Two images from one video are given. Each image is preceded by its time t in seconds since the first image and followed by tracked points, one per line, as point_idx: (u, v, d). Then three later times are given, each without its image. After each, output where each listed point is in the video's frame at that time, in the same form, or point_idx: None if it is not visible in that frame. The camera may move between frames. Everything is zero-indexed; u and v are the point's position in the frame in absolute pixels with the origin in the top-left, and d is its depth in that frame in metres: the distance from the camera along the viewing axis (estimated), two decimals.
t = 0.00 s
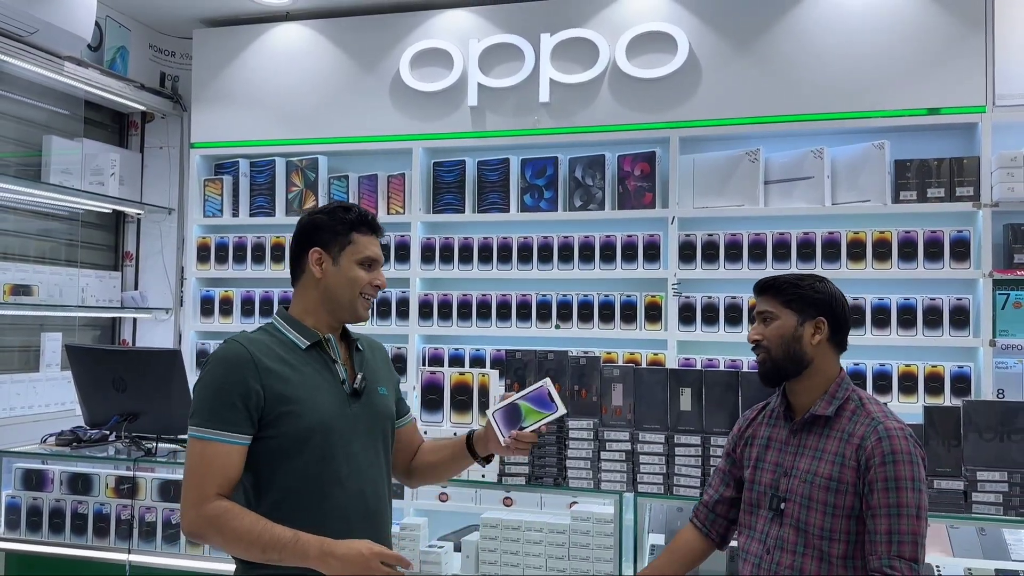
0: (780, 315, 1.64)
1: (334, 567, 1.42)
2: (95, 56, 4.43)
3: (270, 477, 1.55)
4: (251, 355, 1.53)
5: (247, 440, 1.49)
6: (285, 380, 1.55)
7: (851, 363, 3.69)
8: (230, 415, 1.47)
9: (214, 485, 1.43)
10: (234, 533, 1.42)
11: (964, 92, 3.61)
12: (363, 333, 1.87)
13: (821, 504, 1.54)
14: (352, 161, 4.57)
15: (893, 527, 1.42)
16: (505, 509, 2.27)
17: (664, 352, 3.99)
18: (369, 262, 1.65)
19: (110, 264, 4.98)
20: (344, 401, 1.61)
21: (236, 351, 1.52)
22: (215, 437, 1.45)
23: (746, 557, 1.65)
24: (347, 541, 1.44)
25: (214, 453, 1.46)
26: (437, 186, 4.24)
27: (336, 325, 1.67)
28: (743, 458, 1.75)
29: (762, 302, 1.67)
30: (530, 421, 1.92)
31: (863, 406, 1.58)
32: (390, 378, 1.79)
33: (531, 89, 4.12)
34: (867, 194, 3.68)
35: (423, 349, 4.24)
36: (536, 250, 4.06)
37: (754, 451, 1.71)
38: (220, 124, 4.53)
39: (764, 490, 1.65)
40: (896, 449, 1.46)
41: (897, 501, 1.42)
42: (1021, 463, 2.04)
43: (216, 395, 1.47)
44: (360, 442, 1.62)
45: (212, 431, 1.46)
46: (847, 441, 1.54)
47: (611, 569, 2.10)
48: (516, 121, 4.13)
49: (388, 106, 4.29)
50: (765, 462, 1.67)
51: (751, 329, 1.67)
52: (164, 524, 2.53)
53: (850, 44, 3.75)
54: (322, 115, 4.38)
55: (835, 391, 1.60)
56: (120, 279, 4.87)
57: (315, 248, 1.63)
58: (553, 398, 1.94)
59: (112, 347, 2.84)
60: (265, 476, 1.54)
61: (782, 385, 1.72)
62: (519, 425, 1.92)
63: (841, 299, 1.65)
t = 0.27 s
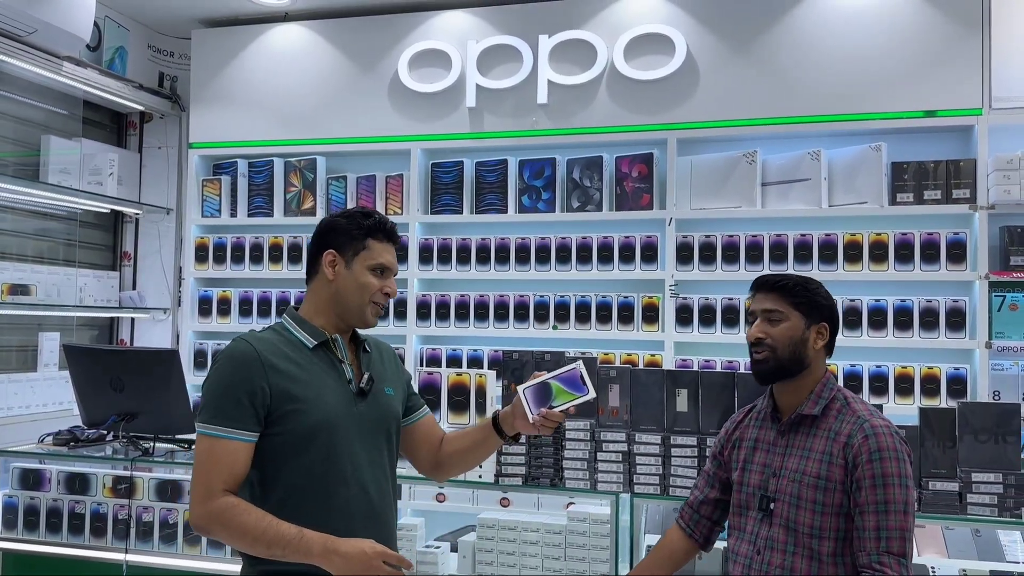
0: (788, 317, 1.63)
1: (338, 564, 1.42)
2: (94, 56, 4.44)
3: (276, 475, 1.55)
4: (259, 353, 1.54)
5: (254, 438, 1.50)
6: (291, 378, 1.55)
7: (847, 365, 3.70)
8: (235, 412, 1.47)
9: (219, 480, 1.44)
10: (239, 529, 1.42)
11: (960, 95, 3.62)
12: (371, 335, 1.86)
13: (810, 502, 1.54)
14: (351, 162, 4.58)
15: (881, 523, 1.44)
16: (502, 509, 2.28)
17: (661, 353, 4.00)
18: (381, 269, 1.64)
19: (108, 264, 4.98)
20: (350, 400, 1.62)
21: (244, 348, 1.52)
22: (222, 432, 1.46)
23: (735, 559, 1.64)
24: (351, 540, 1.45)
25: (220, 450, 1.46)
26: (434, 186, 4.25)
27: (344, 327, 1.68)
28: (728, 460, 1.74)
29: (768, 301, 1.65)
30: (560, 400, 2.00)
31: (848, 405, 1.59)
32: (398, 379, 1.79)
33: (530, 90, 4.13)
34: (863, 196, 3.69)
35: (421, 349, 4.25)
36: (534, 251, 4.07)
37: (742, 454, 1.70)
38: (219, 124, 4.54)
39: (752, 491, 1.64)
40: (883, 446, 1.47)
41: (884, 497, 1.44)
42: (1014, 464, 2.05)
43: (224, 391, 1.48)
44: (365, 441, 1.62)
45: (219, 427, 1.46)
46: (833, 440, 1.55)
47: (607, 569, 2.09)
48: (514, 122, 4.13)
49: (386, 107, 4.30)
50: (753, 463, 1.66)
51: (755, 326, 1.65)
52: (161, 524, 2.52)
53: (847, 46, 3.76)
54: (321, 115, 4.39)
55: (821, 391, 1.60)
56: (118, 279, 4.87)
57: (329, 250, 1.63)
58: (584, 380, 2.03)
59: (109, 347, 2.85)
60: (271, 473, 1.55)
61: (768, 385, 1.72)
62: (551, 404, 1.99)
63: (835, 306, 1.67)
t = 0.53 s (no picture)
0: (807, 322, 1.61)
1: (344, 557, 1.43)
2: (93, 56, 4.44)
3: (286, 467, 1.55)
4: (273, 345, 1.54)
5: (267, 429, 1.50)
6: (304, 373, 1.55)
7: (844, 366, 3.70)
8: (249, 402, 1.48)
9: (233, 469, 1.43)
10: (251, 519, 1.42)
11: (958, 96, 3.63)
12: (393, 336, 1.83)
13: (802, 501, 1.54)
14: (349, 162, 4.58)
15: (876, 519, 1.44)
16: (500, 509, 2.24)
17: (659, 353, 4.00)
18: (352, 256, 1.61)
19: (106, 263, 4.98)
20: (363, 396, 1.61)
21: (259, 340, 1.53)
22: (234, 422, 1.46)
23: (726, 559, 1.63)
24: (358, 534, 1.46)
25: (235, 440, 1.46)
26: (433, 187, 4.25)
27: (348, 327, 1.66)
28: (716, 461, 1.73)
29: (789, 303, 1.61)
30: (454, 413, 1.95)
31: (836, 405, 1.59)
32: (416, 381, 1.77)
33: (528, 90, 4.13)
34: (861, 197, 3.70)
35: (419, 349, 4.25)
36: (532, 251, 4.07)
37: (729, 455, 1.69)
38: (217, 124, 4.54)
39: (742, 491, 1.64)
40: (874, 444, 1.48)
41: (877, 493, 1.44)
42: (1010, 465, 2.05)
43: (237, 381, 1.48)
44: (377, 440, 1.60)
45: (232, 416, 1.47)
46: (824, 438, 1.56)
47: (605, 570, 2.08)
48: (512, 122, 4.14)
49: (385, 107, 4.30)
50: (742, 463, 1.66)
51: (777, 330, 1.60)
52: (158, 523, 2.54)
53: (845, 48, 3.77)
54: (319, 115, 4.39)
55: (810, 391, 1.60)
56: (116, 278, 4.88)
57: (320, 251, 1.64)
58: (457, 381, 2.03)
59: (107, 347, 2.84)
60: (282, 466, 1.55)
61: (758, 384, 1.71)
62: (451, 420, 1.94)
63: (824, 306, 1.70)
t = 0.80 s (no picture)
0: (794, 321, 1.61)
1: (314, 560, 1.38)
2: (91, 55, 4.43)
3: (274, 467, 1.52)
4: (258, 345, 1.51)
5: (252, 429, 1.47)
6: (289, 372, 1.51)
7: (842, 367, 3.70)
8: (231, 401, 1.45)
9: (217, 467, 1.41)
10: (231, 516, 1.40)
11: (955, 97, 3.63)
12: (399, 337, 1.73)
13: (791, 501, 1.54)
14: (347, 162, 4.58)
15: (864, 519, 1.45)
16: (497, 510, 2.24)
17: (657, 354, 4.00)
18: (332, 258, 1.54)
19: (103, 263, 4.97)
20: (353, 396, 1.54)
21: (245, 340, 1.50)
22: (217, 420, 1.44)
23: (714, 559, 1.62)
24: (331, 537, 1.41)
25: (222, 437, 1.44)
26: (431, 187, 4.25)
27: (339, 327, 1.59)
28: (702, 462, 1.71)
29: (779, 301, 1.62)
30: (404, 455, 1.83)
31: (822, 405, 1.60)
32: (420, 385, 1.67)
33: (526, 91, 4.13)
34: (859, 198, 3.70)
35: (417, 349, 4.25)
36: (530, 252, 4.07)
37: (715, 456, 1.67)
38: (215, 124, 4.53)
39: (729, 492, 1.63)
40: (862, 444, 1.49)
41: (866, 493, 1.45)
42: (1006, 466, 2.05)
43: (221, 380, 1.46)
44: (366, 443, 1.53)
45: (215, 414, 1.45)
46: (812, 438, 1.56)
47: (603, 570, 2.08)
48: (510, 123, 4.14)
49: (383, 107, 4.30)
50: (729, 464, 1.64)
51: (766, 326, 1.61)
52: (155, 524, 2.53)
53: (843, 49, 3.77)
54: (317, 115, 4.38)
55: (797, 392, 1.60)
56: (113, 279, 4.87)
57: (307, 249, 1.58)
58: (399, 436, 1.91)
59: (104, 346, 2.83)
60: (269, 466, 1.51)
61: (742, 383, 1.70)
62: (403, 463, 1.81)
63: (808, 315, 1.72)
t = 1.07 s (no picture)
0: (767, 313, 1.66)
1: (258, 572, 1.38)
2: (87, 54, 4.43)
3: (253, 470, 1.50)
4: (236, 347, 1.51)
5: (226, 432, 1.48)
6: (265, 374, 1.49)
7: (839, 366, 3.71)
8: (206, 403, 1.46)
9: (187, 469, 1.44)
10: (194, 517, 1.43)
11: (952, 97, 3.63)
12: (391, 338, 1.69)
13: (781, 494, 1.58)
14: (344, 161, 4.58)
15: (849, 509, 1.52)
16: (496, 510, 2.23)
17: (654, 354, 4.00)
18: (313, 258, 1.53)
19: (100, 262, 4.98)
20: (329, 399, 1.50)
21: (223, 342, 1.51)
22: (192, 421, 1.46)
23: (701, 556, 1.64)
24: (275, 552, 1.40)
25: (196, 439, 1.47)
26: (428, 186, 4.24)
27: (323, 326, 1.57)
28: (683, 459, 1.73)
29: (750, 296, 1.67)
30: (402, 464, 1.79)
31: (805, 400, 1.66)
32: (406, 385, 1.62)
33: (524, 90, 4.13)
34: (856, 198, 3.70)
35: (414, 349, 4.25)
36: (527, 251, 4.07)
37: (697, 452, 1.70)
38: (212, 123, 4.53)
39: (716, 488, 1.65)
40: (849, 437, 1.56)
41: (852, 484, 1.53)
42: (1003, 466, 2.05)
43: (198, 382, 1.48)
44: (342, 448, 1.49)
45: (192, 416, 1.47)
46: (799, 432, 1.61)
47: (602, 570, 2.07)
48: (507, 122, 4.13)
49: (380, 106, 4.29)
50: (713, 460, 1.67)
51: (739, 319, 1.65)
52: (151, 523, 2.51)
53: (840, 49, 3.77)
54: (314, 114, 4.38)
55: (781, 387, 1.64)
56: (110, 278, 4.86)
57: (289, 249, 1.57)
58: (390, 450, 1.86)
59: (101, 345, 2.81)
60: (246, 468, 1.50)
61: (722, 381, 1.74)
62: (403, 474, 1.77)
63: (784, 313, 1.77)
